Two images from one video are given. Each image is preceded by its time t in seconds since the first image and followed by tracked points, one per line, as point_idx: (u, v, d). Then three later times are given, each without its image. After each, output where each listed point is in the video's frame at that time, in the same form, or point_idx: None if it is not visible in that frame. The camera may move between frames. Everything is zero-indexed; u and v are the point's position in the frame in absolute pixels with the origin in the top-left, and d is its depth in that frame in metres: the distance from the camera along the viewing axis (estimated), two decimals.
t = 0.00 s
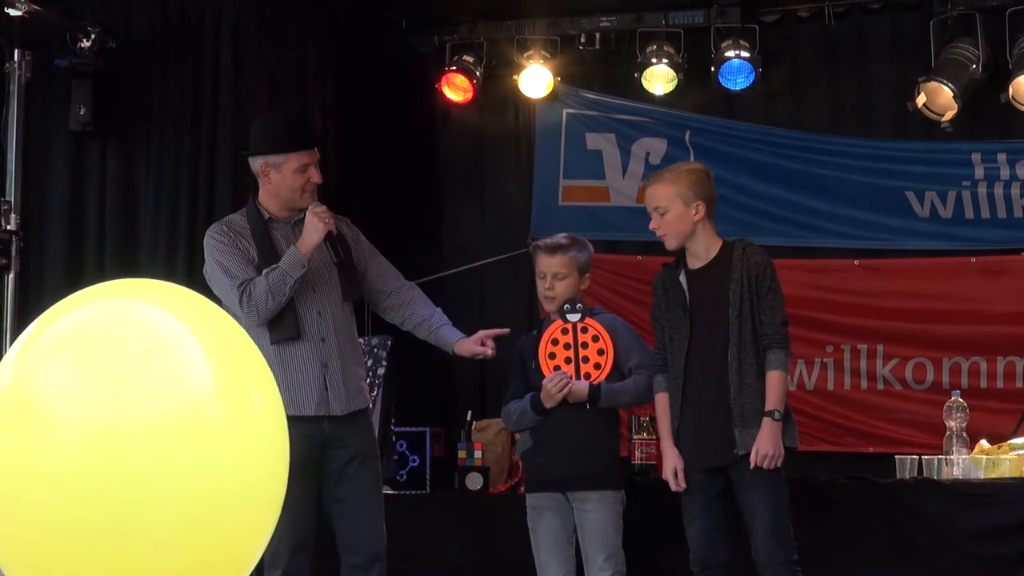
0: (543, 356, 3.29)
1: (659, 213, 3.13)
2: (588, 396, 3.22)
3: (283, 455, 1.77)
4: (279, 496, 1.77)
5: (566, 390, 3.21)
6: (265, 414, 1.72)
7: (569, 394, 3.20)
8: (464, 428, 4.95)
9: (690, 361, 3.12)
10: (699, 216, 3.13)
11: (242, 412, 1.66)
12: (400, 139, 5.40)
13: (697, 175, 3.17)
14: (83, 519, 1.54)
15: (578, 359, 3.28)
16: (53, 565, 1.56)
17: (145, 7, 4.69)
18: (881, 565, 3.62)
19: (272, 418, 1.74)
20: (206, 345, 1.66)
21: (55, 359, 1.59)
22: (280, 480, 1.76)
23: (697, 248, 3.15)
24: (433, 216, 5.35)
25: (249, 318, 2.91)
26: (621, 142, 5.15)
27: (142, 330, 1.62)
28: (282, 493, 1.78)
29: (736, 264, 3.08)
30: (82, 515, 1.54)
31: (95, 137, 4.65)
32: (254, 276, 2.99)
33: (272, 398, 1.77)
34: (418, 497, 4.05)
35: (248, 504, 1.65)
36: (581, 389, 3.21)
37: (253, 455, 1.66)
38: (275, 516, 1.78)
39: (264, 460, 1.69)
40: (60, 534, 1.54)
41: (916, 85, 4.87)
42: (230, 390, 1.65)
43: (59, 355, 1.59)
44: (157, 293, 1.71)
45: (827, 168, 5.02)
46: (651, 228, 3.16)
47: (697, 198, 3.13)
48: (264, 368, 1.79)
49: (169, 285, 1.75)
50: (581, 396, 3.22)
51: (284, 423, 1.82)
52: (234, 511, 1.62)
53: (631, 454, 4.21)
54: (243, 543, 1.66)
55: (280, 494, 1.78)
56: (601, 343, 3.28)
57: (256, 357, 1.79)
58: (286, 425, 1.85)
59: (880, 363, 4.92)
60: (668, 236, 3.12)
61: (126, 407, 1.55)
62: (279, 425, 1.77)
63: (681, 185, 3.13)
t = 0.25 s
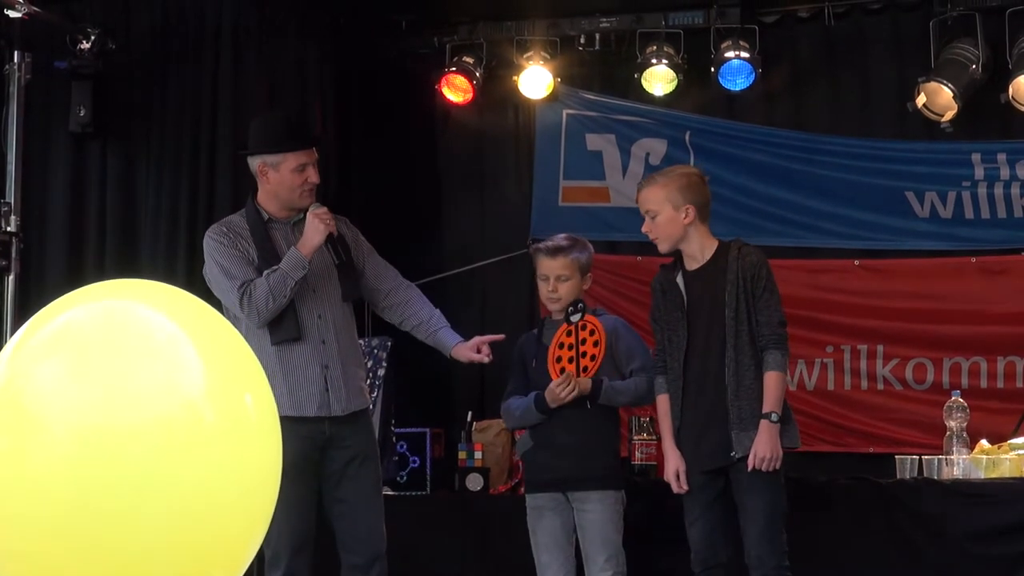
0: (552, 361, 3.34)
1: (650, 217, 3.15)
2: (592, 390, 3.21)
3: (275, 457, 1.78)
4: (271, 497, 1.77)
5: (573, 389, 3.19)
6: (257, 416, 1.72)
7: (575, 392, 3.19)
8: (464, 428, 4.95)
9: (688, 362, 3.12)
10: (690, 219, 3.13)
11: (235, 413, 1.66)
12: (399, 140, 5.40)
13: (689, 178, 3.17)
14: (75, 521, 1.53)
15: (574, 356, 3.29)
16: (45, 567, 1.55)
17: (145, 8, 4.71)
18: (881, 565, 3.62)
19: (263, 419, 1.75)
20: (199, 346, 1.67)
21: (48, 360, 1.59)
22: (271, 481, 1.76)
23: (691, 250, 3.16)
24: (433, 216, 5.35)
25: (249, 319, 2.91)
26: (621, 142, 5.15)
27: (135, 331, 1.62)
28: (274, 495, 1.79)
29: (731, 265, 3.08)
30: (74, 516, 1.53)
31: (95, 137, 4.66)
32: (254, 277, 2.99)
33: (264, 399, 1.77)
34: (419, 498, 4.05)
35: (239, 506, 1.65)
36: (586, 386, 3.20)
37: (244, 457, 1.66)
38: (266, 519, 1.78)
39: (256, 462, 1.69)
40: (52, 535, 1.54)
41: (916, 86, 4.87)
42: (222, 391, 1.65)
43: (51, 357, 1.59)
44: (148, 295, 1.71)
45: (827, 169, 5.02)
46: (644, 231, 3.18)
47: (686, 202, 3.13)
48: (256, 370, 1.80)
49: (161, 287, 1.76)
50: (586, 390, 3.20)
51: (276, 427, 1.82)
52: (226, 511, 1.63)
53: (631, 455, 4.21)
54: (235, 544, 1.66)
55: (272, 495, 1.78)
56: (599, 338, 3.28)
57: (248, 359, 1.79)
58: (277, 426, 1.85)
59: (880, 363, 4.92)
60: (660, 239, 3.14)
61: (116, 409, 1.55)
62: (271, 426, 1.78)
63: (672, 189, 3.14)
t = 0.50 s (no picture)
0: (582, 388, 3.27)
1: (659, 216, 3.16)
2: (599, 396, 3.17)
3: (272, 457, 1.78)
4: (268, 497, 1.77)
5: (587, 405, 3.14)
6: (254, 416, 1.72)
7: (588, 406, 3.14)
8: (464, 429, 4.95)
9: (692, 359, 3.13)
10: (696, 218, 3.12)
11: (232, 413, 1.66)
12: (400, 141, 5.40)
13: (696, 176, 3.16)
14: (73, 522, 1.53)
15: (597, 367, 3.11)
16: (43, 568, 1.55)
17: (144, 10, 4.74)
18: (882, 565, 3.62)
19: (260, 420, 1.75)
20: (196, 346, 1.67)
21: (45, 362, 1.59)
22: (268, 481, 1.76)
23: (699, 248, 3.15)
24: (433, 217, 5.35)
25: (247, 320, 2.91)
26: (621, 142, 5.15)
27: (132, 332, 1.62)
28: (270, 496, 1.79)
29: (735, 265, 3.06)
30: (71, 517, 1.53)
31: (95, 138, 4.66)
32: (252, 278, 2.99)
33: (261, 400, 1.77)
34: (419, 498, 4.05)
35: (237, 506, 1.65)
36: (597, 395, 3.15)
37: (240, 457, 1.66)
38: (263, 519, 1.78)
39: (253, 462, 1.70)
40: (50, 536, 1.53)
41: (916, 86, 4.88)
42: (219, 392, 1.65)
43: (48, 358, 1.59)
44: (144, 296, 1.71)
45: (826, 169, 5.03)
46: (654, 230, 3.19)
47: (692, 201, 3.12)
48: (252, 371, 1.80)
49: (158, 288, 1.76)
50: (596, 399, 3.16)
51: (273, 429, 1.82)
52: (223, 512, 1.63)
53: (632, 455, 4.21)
54: (232, 545, 1.66)
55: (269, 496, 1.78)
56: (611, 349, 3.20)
57: (244, 360, 1.80)
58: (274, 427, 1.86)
59: (880, 364, 4.92)
60: (669, 239, 3.14)
61: (113, 409, 1.55)
62: (267, 427, 1.78)
63: (678, 189, 3.14)
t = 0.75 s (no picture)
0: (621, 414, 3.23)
1: (670, 215, 3.15)
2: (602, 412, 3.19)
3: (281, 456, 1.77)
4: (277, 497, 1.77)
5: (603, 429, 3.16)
6: (261, 416, 1.72)
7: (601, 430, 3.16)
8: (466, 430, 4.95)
9: (701, 356, 3.13)
10: (708, 215, 3.12)
11: (239, 413, 1.66)
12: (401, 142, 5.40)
13: (707, 173, 3.15)
14: (81, 523, 1.54)
15: (634, 413, 3.13)
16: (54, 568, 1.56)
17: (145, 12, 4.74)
18: (884, 565, 3.62)
19: (268, 419, 1.74)
20: (203, 346, 1.66)
21: (54, 363, 1.59)
22: (277, 481, 1.75)
23: (712, 246, 3.15)
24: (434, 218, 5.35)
25: (246, 323, 2.91)
26: (623, 143, 5.15)
27: (139, 333, 1.62)
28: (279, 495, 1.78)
29: (745, 263, 3.06)
30: (80, 517, 1.54)
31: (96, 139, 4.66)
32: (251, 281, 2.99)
33: (268, 400, 1.77)
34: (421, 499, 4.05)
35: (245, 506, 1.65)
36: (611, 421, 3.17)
37: (248, 457, 1.66)
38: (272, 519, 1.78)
39: (261, 462, 1.69)
40: (60, 535, 1.54)
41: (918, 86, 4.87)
42: (226, 391, 1.65)
43: (58, 359, 1.59)
44: (153, 297, 1.71)
45: (828, 169, 5.02)
46: (665, 228, 3.19)
47: (703, 199, 3.12)
48: (261, 371, 1.80)
49: (167, 289, 1.76)
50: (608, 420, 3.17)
51: (281, 427, 1.82)
52: (231, 512, 1.62)
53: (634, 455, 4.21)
54: (241, 544, 1.66)
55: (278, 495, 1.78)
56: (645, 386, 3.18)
57: (253, 360, 1.79)
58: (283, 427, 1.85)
59: (882, 364, 4.91)
60: (681, 237, 3.14)
61: (120, 410, 1.55)
62: (276, 427, 1.77)
63: (689, 186, 3.13)
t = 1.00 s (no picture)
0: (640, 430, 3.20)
1: (676, 218, 3.15)
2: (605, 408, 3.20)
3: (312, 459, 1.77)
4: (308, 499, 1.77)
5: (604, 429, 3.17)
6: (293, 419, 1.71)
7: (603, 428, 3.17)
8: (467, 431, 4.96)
9: (708, 354, 3.13)
10: (714, 218, 3.12)
11: (269, 417, 1.66)
12: (403, 143, 5.40)
13: (709, 175, 3.15)
14: (116, 526, 1.55)
15: (636, 416, 3.13)
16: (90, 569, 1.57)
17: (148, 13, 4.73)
18: (886, 566, 3.62)
19: (299, 422, 1.74)
20: (234, 351, 1.66)
21: (89, 369, 1.60)
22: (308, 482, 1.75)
23: (718, 248, 3.15)
24: (435, 219, 5.35)
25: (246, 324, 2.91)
26: (624, 143, 5.16)
27: (171, 338, 1.62)
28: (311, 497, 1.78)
29: (752, 263, 3.06)
30: (113, 520, 1.55)
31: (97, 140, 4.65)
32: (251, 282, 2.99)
33: (300, 402, 1.77)
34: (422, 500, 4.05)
35: (276, 509, 1.65)
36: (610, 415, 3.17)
37: (279, 460, 1.66)
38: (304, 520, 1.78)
39: (293, 466, 1.69)
40: (96, 538, 1.56)
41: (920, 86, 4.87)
42: (257, 396, 1.65)
43: (93, 364, 1.60)
44: (186, 302, 1.71)
45: (830, 169, 5.02)
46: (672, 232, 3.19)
47: (708, 201, 3.12)
48: (293, 373, 1.79)
49: (200, 294, 1.76)
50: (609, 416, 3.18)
51: (314, 432, 1.82)
52: (262, 515, 1.63)
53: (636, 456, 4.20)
54: (272, 546, 1.66)
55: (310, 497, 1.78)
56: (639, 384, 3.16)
57: (285, 363, 1.79)
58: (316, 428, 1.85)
59: (884, 364, 4.91)
60: (688, 240, 3.14)
61: (151, 415, 1.55)
62: (308, 429, 1.77)
63: (693, 189, 3.13)
